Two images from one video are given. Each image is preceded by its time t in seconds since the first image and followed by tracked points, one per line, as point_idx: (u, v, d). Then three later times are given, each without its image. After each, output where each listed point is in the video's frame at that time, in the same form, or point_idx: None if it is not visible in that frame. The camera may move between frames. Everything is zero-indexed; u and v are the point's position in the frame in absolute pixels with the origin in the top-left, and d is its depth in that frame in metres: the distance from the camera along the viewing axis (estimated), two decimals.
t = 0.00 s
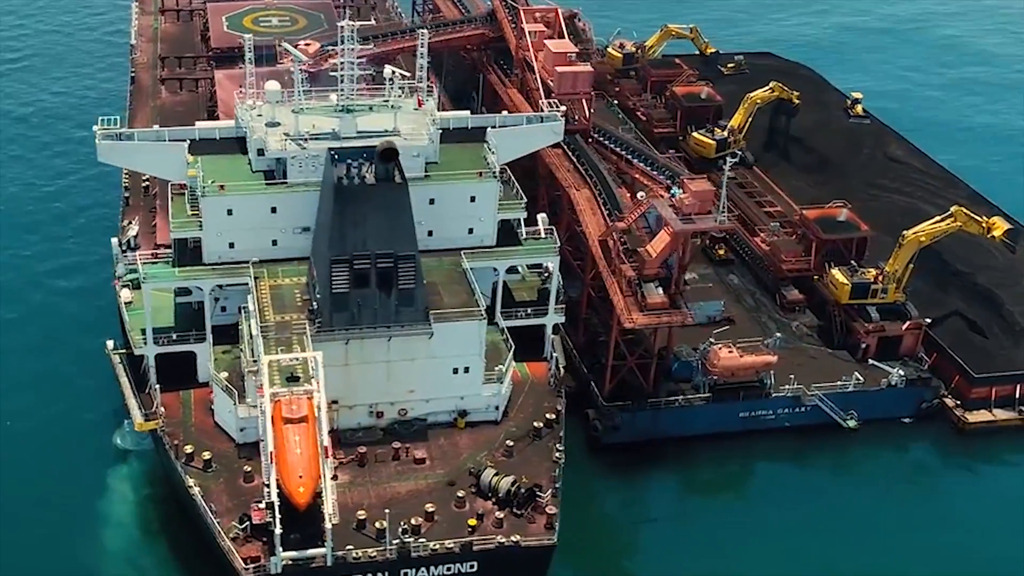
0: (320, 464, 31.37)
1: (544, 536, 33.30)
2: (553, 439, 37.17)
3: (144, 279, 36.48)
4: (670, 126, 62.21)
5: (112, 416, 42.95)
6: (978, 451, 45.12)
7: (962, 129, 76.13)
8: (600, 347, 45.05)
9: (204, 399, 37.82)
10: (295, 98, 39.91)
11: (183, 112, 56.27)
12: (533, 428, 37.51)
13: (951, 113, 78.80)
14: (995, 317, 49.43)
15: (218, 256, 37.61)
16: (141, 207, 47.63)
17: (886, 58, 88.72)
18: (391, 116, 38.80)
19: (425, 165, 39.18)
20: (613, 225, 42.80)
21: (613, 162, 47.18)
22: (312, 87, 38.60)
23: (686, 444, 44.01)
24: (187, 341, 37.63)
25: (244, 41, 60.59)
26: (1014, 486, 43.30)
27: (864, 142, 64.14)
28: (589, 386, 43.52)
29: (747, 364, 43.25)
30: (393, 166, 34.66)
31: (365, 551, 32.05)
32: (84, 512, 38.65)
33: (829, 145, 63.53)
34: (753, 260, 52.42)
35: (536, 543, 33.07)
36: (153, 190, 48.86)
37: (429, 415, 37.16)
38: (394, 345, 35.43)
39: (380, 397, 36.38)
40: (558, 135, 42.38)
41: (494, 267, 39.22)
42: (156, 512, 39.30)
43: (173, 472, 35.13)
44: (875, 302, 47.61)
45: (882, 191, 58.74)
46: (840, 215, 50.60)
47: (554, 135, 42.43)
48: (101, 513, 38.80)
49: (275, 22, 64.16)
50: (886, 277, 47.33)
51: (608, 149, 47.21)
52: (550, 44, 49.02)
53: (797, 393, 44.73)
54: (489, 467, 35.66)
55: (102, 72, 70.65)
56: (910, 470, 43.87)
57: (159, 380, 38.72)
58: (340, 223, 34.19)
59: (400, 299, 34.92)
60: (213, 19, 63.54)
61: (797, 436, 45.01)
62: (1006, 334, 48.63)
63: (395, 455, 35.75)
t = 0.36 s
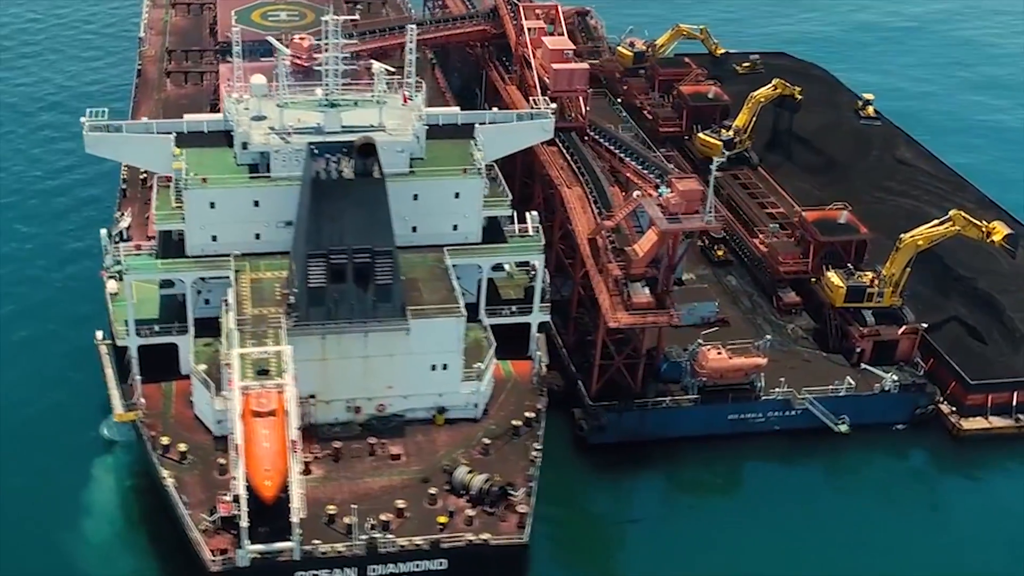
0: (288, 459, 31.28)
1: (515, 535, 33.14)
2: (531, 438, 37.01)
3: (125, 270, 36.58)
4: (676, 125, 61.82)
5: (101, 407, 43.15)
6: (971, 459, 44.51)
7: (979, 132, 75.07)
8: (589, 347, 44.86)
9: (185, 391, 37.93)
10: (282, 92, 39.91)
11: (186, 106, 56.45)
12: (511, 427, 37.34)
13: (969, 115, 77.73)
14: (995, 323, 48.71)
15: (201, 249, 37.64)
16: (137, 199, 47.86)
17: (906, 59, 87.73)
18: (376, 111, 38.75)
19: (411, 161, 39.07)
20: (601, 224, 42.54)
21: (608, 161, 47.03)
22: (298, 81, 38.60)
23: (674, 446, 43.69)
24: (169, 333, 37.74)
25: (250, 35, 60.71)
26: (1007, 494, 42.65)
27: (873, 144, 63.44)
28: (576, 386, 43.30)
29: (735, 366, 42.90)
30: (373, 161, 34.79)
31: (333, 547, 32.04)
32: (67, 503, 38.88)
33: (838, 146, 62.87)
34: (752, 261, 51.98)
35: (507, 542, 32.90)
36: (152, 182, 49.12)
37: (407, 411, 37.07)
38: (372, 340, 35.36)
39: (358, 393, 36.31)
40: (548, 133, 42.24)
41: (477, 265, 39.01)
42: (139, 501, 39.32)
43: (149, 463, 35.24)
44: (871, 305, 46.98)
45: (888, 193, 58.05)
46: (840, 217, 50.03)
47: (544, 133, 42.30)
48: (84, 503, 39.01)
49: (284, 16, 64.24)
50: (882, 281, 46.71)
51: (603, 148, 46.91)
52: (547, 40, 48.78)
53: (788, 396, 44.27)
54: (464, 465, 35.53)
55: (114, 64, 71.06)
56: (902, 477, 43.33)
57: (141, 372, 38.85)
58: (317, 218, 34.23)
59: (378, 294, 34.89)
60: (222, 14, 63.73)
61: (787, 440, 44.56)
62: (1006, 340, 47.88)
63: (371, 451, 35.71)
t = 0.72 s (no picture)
0: (257, 451, 31.37)
1: (486, 534, 33.02)
2: (509, 437, 36.86)
3: (108, 262, 36.72)
4: (682, 125, 61.50)
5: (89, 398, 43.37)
6: (964, 467, 43.94)
7: (996, 135, 74.11)
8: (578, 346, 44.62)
9: (166, 383, 38.09)
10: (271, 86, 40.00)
11: (190, 98, 56.67)
12: (490, 425, 37.20)
13: (987, 118, 76.75)
14: (995, 330, 47.97)
15: (184, 242, 37.74)
16: (134, 190, 48.13)
17: (925, 62, 86.78)
18: (361, 107, 38.84)
19: (397, 156, 39.03)
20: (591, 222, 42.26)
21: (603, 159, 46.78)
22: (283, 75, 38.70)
23: (662, 447, 43.37)
24: (152, 325, 37.86)
25: (257, 29, 60.89)
26: (998, 504, 42.03)
27: (883, 146, 62.67)
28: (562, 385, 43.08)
29: (723, 369, 42.63)
30: (352, 156, 34.92)
31: (300, 542, 32.07)
32: (50, 493, 39.11)
33: (847, 147, 62.22)
34: (750, 263, 51.53)
35: (476, 541, 32.80)
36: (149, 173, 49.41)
37: (385, 407, 36.99)
38: (349, 336, 35.31)
39: (335, 388, 36.25)
40: (538, 131, 42.09)
41: (461, 262, 38.91)
42: (123, 491, 39.42)
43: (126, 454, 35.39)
44: (866, 309, 46.44)
45: (895, 197, 57.39)
46: (839, 220, 49.48)
47: (534, 131, 42.17)
48: (67, 493, 39.22)
49: (293, 11, 64.46)
50: (877, 285, 46.06)
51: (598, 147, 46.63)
52: (546, 38, 48.58)
53: (777, 399, 43.84)
54: (440, 462, 35.44)
55: (127, 55, 71.50)
56: (892, 484, 42.81)
57: (125, 364, 38.99)
58: (293, 212, 34.24)
59: (355, 289, 34.80)
60: (231, 8, 63.99)
61: (776, 444, 44.12)
62: (1005, 347, 47.19)
63: (346, 446, 35.68)
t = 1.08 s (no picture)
0: (225, 444, 31.44)
1: (454, 533, 32.91)
2: (485, 435, 36.72)
3: (89, 254, 36.85)
4: (687, 124, 61.30)
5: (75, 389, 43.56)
6: (954, 475, 43.37)
7: (1010, 140, 73.11)
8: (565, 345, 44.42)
9: (147, 375, 38.23)
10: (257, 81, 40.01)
11: (192, 92, 56.80)
12: (466, 423, 37.06)
13: (1002, 122, 75.74)
14: (992, 337, 47.29)
15: (166, 234, 37.90)
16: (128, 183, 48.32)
17: (943, 64, 85.79)
18: (344, 102, 38.80)
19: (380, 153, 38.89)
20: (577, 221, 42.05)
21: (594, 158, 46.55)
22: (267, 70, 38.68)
23: (647, 449, 43.08)
24: (133, 317, 38.03)
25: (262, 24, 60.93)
26: (987, 513, 41.45)
27: (891, 148, 61.93)
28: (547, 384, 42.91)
29: (709, 371, 42.27)
30: (328, 151, 34.99)
31: (267, 536, 32.11)
32: (31, 483, 39.32)
33: (853, 149, 61.54)
34: (746, 264, 51.10)
35: (444, 539, 32.71)
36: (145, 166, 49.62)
37: (362, 403, 36.98)
38: (324, 332, 35.27)
39: (311, 383, 36.25)
40: (526, 130, 41.77)
41: (443, 259, 38.77)
42: (104, 482, 39.58)
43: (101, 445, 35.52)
44: (858, 313, 45.99)
45: (898, 200, 56.72)
46: (837, 223, 49.17)
47: (521, 129, 41.89)
48: (47, 483, 39.40)
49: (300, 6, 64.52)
50: (871, 289, 45.61)
51: (590, 145, 46.35)
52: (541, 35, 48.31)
53: (765, 403, 43.42)
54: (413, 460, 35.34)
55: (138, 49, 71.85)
56: (879, 490, 42.32)
57: (107, 355, 39.16)
58: (268, 206, 34.42)
59: (330, 285, 34.73)
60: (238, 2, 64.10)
61: (763, 448, 43.70)
62: (1000, 354, 46.52)
63: (321, 442, 35.65)
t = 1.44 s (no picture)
0: (187, 436, 31.54)
1: (419, 530, 32.79)
2: (458, 433, 36.59)
3: (69, 245, 37.03)
4: (690, 125, 61.09)
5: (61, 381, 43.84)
6: (942, 484, 42.71)
7: None
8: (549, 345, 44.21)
9: (126, 367, 38.43)
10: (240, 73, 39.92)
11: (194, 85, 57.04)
12: (440, 421, 36.94)
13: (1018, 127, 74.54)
14: (988, 344, 46.54)
15: (147, 227, 38.07)
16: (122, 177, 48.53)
17: (962, 68, 84.61)
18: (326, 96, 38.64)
19: (362, 148, 38.98)
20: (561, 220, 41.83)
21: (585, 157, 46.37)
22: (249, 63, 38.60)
23: (629, 451, 42.80)
24: (113, 309, 38.22)
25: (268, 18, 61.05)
26: (972, 525, 40.80)
27: (897, 151, 61.16)
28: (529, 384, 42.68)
29: (691, 372, 41.84)
30: (300, 146, 34.76)
31: (230, 529, 32.12)
32: (11, 472, 39.64)
33: (859, 152, 60.78)
34: (740, 267, 50.66)
35: (408, 536, 32.60)
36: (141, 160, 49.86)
37: (336, 399, 36.98)
38: (297, 327, 35.30)
39: (284, 378, 36.28)
40: (512, 127, 41.51)
41: (421, 256, 38.69)
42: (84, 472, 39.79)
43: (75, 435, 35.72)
44: (849, 317, 45.45)
45: (901, 204, 55.95)
46: (833, 226, 48.68)
47: (508, 126, 41.57)
48: (27, 473, 39.69)
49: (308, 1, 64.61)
50: (863, 293, 44.94)
51: (581, 144, 46.14)
52: (535, 32, 48.16)
53: (749, 406, 43.00)
54: (383, 456, 35.26)
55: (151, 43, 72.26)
56: (863, 498, 41.77)
57: (88, 346, 39.36)
58: (241, 200, 34.31)
59: (302, 279, 34.79)
60: None
61: (747, 452, 43.31)
62: (995, 362, 45.73)
63: (292, 436, 35.66)
